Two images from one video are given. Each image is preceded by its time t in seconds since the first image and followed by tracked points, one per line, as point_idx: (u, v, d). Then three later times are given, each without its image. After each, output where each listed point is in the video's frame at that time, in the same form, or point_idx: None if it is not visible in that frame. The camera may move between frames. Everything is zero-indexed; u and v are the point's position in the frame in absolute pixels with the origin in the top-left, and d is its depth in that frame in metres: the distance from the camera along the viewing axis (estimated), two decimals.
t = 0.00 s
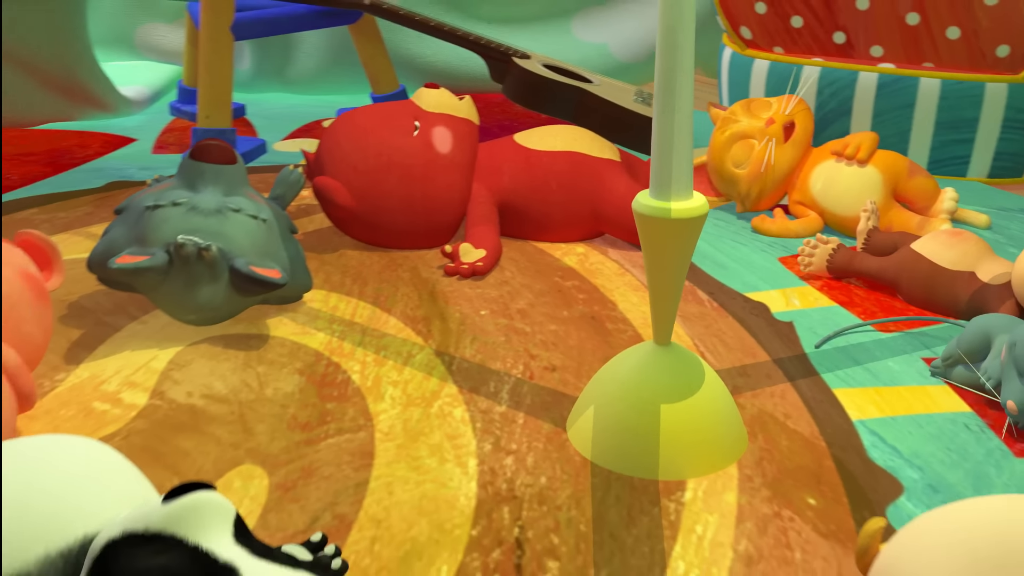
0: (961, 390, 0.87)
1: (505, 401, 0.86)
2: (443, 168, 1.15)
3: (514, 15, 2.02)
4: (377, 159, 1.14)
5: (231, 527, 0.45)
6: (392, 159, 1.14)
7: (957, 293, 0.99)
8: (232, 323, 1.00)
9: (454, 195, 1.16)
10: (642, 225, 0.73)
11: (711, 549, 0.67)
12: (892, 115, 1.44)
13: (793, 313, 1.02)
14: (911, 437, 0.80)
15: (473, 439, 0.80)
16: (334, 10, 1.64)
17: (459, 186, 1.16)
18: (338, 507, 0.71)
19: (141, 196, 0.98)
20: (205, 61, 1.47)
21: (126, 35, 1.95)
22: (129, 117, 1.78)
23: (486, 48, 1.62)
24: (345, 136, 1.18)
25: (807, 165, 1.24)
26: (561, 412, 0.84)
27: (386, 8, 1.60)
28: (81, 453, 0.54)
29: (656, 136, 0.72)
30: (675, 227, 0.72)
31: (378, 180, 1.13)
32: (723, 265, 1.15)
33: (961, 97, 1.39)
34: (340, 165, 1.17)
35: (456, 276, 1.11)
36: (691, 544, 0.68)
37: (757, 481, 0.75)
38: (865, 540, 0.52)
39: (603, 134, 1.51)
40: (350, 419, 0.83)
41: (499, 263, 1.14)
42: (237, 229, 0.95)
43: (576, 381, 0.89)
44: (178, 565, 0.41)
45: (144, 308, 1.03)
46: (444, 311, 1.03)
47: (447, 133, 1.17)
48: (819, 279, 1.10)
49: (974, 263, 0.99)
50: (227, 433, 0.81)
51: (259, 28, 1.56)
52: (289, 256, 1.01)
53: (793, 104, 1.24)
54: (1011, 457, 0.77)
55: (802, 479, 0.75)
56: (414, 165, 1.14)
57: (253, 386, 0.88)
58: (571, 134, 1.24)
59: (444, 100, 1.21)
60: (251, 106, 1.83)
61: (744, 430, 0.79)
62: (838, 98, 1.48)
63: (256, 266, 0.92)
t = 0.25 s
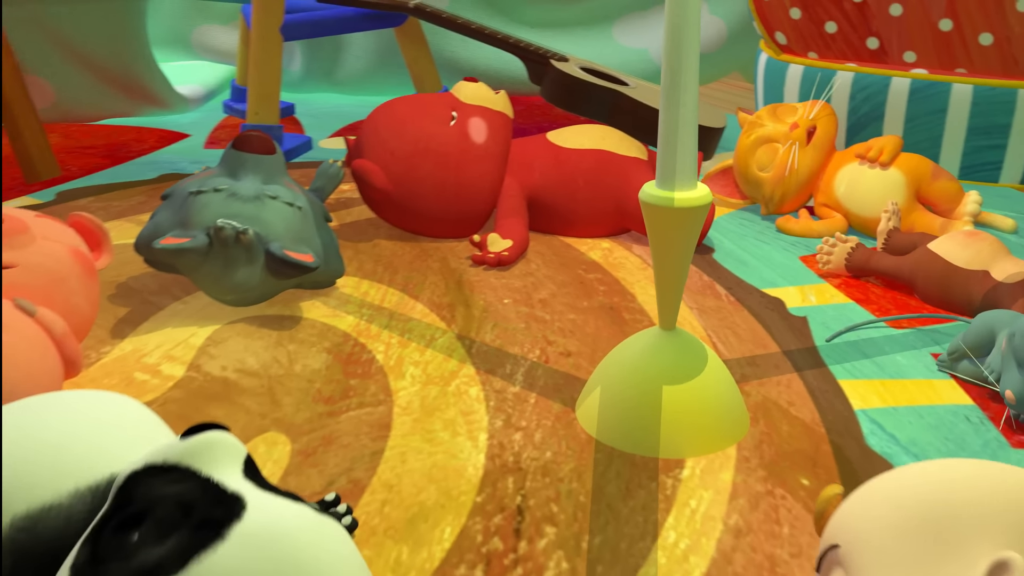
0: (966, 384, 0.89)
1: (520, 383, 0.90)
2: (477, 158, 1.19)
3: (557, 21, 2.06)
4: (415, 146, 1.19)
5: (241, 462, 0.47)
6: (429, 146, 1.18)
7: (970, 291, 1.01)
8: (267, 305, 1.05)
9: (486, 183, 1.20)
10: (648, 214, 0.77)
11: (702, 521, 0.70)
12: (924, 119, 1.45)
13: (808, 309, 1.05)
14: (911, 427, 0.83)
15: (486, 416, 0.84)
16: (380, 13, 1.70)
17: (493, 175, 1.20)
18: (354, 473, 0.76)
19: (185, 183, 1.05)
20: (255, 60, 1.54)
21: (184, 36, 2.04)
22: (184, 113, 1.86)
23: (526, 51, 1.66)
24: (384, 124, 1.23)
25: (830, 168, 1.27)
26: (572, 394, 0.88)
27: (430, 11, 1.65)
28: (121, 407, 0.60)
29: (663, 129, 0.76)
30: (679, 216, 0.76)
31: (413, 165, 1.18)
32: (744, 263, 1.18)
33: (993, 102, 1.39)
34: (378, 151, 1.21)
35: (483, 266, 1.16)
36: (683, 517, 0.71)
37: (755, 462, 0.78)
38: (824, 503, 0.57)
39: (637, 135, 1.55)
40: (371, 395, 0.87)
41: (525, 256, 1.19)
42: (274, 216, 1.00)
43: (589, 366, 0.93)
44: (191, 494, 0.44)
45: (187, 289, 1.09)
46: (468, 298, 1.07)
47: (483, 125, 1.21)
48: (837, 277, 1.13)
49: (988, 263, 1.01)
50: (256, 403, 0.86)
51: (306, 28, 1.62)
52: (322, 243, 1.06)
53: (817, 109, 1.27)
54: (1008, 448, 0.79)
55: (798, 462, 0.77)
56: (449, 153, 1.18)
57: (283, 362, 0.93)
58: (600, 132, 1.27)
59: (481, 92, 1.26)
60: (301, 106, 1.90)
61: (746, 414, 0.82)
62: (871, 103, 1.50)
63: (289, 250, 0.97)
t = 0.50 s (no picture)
0: (969, 378, 0.91)
1: (534, 365, 0.94)
2: (507, 151, 1.23)
3: (597, 26, 2.11)
4: (449, 136, 1.24)
5: (261, 412, 0.54)
6: (462, 137, 1.23)
7: (982, 289, 1.03)
8: (301, 289, 1.11)
9: (516, 176, 1.24)
10: (655, 203, 0.81)
11: (697, 495, 0.74)
12: (952, 125, 1.47)
13: (822, 304, 1.08)
14: (910, 415, 0.85)
15: (499, 394, 0.88)
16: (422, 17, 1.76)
17: (522, 169, 1.25)
18: (371, 442, 0.80)
19: (227, 171, 1.11)
20: (300, 60, 1.61)
21: (234, 37, 2.11)
22: (234, 111, 1.92)
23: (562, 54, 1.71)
24: (419, 114, 1.28)
25: (851, 171, 1.29)
26: (583, 376, 0.92)
27: (469, 15, 1.70)
28: (161, 370, 0.68)
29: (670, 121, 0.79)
30: (683, 205, 0.79)
31: (446, 156, 1.23)
32: (764, 260, 1.21)
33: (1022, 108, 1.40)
34: (414, 140, 1.26)
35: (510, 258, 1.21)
36: (679, 490, 0.74)
37: (753, 444, 0.81)
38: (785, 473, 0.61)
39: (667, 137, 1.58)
40: (392, 373, 0.92)
41: (550, 249, 1.23)
42: (309, 203, 1.06)
43: (602, 352, 0.97)
44: (216, 431, 0.50)
45: (227, 274, 1.15)
46: (492, 288, 1.12)
47: (515, 119, 1.26)
48: (854, 275, 1.16)
49: (1000, 261, 1.02)
50: (284, 378, 0.91)
51: (351, 30, 1.68)
52: (354, 231, 1.11)
53: (839, 114, 1.31)
54: (1003, 437, 0.81)
55: (795, 444, 0.80)
56: (481, 146, 1.23)
57: (312, 341, 0.98)
58: (626, 131, 1.31)
59: (513, 89, 1.31)
60: (345, 107, 1.97)
61: (747, 398, 0.85)
62: (900, 107, 1.51)
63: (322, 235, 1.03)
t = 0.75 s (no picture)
0: (972, 371, 0.94)
1: (548, 351, 0.98)
2: (533, 149, 1.28)
3: (632, 32, 2.14)
4: (476, 136, 1.28)
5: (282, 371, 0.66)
6: (489, 137, 1.28)
7: (992, 287, 1.05)
8: (332, 276, 1.16)
9: (540, 174, 1.28)
10: (662, 194, 0.85)
11: (694, 471, 0.77)
12: (978, 130, 1.48)
13: (833, 299, 1.10)
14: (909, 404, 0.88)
15: (513, 376, 0.93)
16: (459, 21, 1.81)
17: (546, 167, 1.29)
18: (388, 416, 0.85)
19: (265, 162, 1.17)
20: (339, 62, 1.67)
21: (280, 40, 2.19)
22: (276, 111, 1.99)
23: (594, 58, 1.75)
24: (449, 114, 1.33)
25: (870, 173, 1.33)
26: (594, 361, 0.96)
27: (504, 19, 1.75)
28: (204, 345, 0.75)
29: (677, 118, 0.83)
30: (688, 195, 0.83)
31: (473, 154, 1.28)
32: (780, 257, 1.24)
33: None
34: (443, 139, 1.31)
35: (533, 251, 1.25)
36: (677, 467, 0.78)
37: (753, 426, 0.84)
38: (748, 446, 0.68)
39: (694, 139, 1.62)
40: (412, 354, 0.97)
41: (573, 244, 1.27)
42: (341, 193, 1.11)
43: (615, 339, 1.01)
44: (241, 381, 0.62)
45: (264, 262, 1.21)
46: (513, 279, 1.16)
47: (540, 119, 1.30)
48: (867, 273, 1.18)
49: (1010, 260, 1.04)
50: (310, 357, 0.96)
51: (389, 34, 1.74)
52: (383, 222, 1.16)
53: (859, 117, 1.35)
54: (999, 427, 0.84)
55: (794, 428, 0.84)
56: (507, 144, 1.27)
57: (339, 324, 1.04)
58: (650, 131, 1.34)
59: (541, 91, 1.35)
60: (384, 108, 2.03)
61: (750, 384, 0.89)
62: (926, 112, 1.53)
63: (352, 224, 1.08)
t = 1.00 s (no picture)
0: (972, 364, 0.96)
1: (561, 338, 1.02)
2: (553, 151, 1.32)
3: (662, 38, 2.18)
4: (499, 138, 1.33)
5: (301, 341, 0.73)
6: (512, 139, 1.32)
7: (998, 284, 1.07)
8: (359, 267, 1.22)
9: (560, 175, 1.33)
10: (669, 187, 0.89)
11: (692, 450, 0.81)
12: (998, 134, 1.49)
13: (843, 295, 1.13)
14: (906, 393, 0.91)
15: (525, 360, 0.97)
16: (490, 26, 1.86)
17: (566, 168, 1.33)
18: (405, 394, 0.90)
19: (297, 155, 1.23)
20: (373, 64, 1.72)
21: (319, 44, 2.26)
22: (313, 112, 2.05)
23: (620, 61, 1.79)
24: (474, 118, 1.38)
25: (886, 174, 1.35)
26: (605, 348, 1.00)
27: (534, 24, 1.80)
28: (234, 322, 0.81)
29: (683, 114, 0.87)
30: (692, 188, 0.87)
31: (496, 155, 1.32)
32: (794, 255, 1.27)
33: None
34: (467, 141, 1.36)
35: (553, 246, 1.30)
36: (676, 446, 0.82)
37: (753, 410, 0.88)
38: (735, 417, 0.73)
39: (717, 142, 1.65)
40: (431, 339, 1.02)
41: (592, 241, 1.31)
42: (368, 186, 1.17)
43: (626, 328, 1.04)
44: (263, 348, 0.68)
45: (295, 252, 1.27)
46: (532, 271, 1.20)
47: (560, 121, 1.35)
48: (878, 271, 1.21)
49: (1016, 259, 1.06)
50: (334, 339, 1.01)
51: (422, 37, 1.79)
52: (408, 215, 1.22)
53: (876, 119, 1.38)
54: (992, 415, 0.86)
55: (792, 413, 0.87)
56: (529, 146, 1.32)
57: (363, 310, 1.09)
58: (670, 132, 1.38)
59: (562, 95, 1.40)
60: (418, 110, 2.08)
61: (753, 371, 0.92)
62: (947, 117, 1.54)
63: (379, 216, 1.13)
